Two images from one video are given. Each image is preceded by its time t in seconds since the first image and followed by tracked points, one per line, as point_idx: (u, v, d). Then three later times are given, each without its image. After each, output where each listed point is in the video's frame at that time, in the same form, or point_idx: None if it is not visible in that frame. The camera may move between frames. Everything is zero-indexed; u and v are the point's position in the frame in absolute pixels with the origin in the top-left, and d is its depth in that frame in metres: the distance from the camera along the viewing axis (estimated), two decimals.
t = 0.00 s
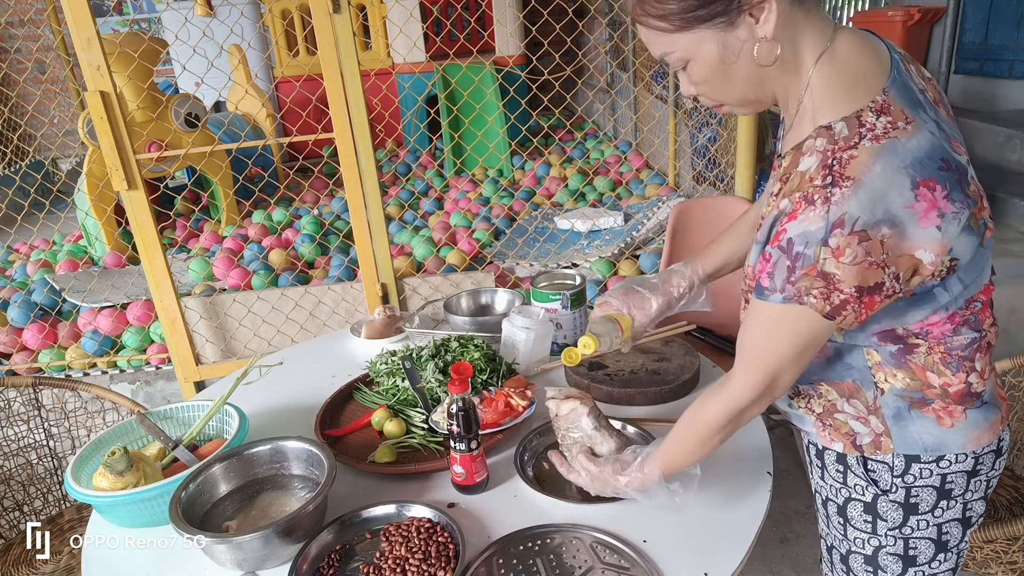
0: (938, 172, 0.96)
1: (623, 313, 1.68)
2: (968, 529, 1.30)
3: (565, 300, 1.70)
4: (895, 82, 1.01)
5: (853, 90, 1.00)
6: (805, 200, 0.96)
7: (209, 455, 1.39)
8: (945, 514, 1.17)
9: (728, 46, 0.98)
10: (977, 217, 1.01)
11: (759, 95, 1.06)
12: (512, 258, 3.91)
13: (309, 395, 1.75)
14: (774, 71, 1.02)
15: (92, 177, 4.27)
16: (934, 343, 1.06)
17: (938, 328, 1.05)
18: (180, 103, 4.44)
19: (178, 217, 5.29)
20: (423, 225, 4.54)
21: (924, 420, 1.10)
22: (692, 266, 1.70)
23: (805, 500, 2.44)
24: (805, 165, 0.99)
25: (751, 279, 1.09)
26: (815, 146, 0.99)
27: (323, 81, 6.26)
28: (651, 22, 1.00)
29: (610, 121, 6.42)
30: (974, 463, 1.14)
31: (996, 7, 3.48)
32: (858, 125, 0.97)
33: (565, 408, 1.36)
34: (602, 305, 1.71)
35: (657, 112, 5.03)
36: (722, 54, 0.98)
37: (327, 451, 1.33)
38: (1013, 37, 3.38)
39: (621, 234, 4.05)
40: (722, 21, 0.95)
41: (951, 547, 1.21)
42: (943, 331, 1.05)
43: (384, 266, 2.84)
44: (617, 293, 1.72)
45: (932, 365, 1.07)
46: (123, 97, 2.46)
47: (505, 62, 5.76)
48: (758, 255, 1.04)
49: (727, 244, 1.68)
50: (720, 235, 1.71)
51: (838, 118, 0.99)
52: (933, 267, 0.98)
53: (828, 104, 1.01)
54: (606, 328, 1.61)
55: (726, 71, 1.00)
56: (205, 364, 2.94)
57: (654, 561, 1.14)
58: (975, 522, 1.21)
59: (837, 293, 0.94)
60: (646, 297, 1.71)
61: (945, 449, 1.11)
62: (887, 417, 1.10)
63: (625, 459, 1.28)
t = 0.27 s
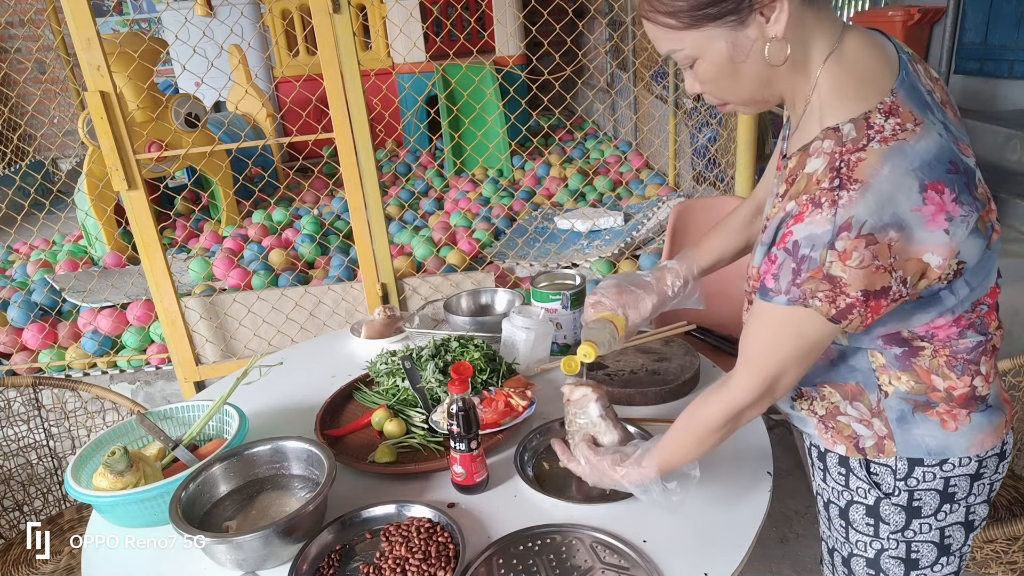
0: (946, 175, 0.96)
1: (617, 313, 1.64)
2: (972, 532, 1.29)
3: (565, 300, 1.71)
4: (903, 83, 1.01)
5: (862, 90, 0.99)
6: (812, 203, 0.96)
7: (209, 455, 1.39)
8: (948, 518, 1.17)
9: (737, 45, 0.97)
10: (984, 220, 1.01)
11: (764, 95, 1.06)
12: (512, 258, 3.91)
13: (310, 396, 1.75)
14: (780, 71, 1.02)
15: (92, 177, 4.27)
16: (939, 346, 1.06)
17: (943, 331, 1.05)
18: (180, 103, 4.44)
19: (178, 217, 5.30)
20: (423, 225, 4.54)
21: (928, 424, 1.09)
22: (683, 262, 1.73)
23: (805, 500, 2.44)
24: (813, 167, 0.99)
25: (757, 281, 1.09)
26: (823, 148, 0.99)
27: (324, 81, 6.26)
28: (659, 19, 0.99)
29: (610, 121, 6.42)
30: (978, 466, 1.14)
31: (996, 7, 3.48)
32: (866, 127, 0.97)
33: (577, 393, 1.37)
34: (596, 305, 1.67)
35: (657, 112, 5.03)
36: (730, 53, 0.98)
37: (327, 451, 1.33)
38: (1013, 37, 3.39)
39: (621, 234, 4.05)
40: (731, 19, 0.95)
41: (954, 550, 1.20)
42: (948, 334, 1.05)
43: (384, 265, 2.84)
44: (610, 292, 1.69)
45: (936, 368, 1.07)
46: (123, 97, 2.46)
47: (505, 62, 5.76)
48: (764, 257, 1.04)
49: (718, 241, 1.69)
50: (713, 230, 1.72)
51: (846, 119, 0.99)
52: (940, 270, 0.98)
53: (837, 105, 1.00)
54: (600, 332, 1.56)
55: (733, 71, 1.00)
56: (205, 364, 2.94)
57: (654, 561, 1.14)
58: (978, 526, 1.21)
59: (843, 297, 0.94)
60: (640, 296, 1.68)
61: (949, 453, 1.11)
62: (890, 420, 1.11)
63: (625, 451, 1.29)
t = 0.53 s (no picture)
0: (951, 177, 0.96)
1: (618, 311, 1.67)
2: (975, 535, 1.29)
3: (565, 300, 1.71)
4: (908, 84, 1.01)
5: (868, 91, 1.00)
6: (816, 205, 0.96)
7: (209, 456, 1.39)
8: (950, 521, 1.17)
9: (743, 45, 0.97)
10: (989, 223, 1.01)
11: (770, 95, 1.05)
12: (512, 258, 3.91)
13: (310, 395, 1.75)
14: (785, 71, 1.02)
15: (93, 177, 4.27)
16: (942, 348, 1.06)
17: (947, 333, 1.05)
18: (180, 103, 4.44)
19: (178, 217, 5.29)
20: (423, 225, 4.54)
21: (931, 426, 1.09)
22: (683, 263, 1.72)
23: (805, 500, 2.44)
24: (817, 169, 1.00)
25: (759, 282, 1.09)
26: (828, 150, 0.99)
27: (324, 81, 6.26)
28: (665, 19, 0.99)
29: (610, 121, 6.42)
30: (980, 469, 1.14)
31: (995, 7, 3.48)
32: (871, 128, 0.97)
33: (582, 390, 1.37)
34: (596, 302, 1.69)
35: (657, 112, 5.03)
36: (736, 53, 0.98)
37: (327, 451, 1.33)
38: (1013, 37, 3.39)
39: (621, 234, 4.05)
40: (738, 20, 0.95)
41: (957, 553, 1.20)
42: (952, 337, 1.05)
43: (384, 265, 2.84)
44: (611, 290, 1.70)
45: (940, 371, 1.07)
46: (123, 97, 2.46)
47: (505, 62, 5.77)
48: (767, 257, 1.04)
49: (719, 243, 1.69)
50: (714, 232, 1.71)
51: (852, 121, 0.99)
52: (945, 273, 0.98)
53: (842, 105, 1.01)
54: (599, 329, 1.61)
55: (739, 71, 1.00)
56: (205, 364, 2.94)
57: (653, 561, 1.14)
58: (981, 529, 1.21)
59: (846, 299, 0.94)
60: (640, 295, 1.69)
61: (951, 456, 1.10)
62: (892, 422, 1.10)
63: (625, 450, 1.29)
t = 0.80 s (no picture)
0: (953, 178, 0.96)
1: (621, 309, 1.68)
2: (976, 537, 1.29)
3: (565, 300, 1.72)
4: (911, 84, 1.01)
5: (870, 91, 0.99)
6: (817, 205, 0.96)
7: (209, 456, 1.39)
8: (951, 522, 1.17)
9: (745, 46, 0.97)
10: (991, 224, 1.01)
11: (772, 95, 1.06)
12: (512, 258, 3.91)
13: (309, 396, 1.75)
14: (787, 72, 1.02)
15: (92, 177, 4.27)
16: (943, 349, 1.06)
17: (947, 334, 1.05)
18: (180, 103, 4.44)
19: (178, 217, 5.29)
20: (423, 225, 4.54)
21: (931, 428, 1.09)
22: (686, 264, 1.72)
23: (805, 500, 2.44)
24: (818, 169, 1.00)
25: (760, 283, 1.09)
26: (829, 150, 0.99)
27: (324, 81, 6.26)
28: (667, 20, 0.99)
29: (610, 121, 6.42)
30: (981, 471, 1.14)
31: (995, 7, 3.48)
32: (872, 129, 0.97)
33: (583, 389, 1.37)
34: (600, 301, 1.71)
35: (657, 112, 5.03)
36: (738, 54, 0.98)
37: (327, 451, 1.33)
38: (1013, 37, 3.39)
39: (621, 234, 4.05)
40: (740, 20, 0.95)
41: (956, 555, 1.20)
42: (953, 338, 1.05)
43: (384, 265, 2.84)
44: (615, 289, 1.71)
45: (940, 372, 1.07)
46: (123, 97, 2.46)
47: (505, 62, 5.77)
48: (768, 257, 1.04)
49: (722, 243, 1.69)
50: (717, 232, 1.71)
51: (853, 121, 0.99)
52: (945, 274, 0.98)
53: (843, 106, 1.00)
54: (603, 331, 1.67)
55: (741, 71, 1.00)
56: (205, 364, 2.94)
57: (653, 561, 1.14)
58: (981, 531, 1.21)
59: (846, 300, 0.94)
60: (643, 294, 1.70)
61: (951, 457, 1.10)
62: (892, 423, 1.10)
63: (625, 449, 1.29)
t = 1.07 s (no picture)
0: (955, 179, 0.96)
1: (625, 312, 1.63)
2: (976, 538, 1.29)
3: (565, 300, 1.74)
4: (915, 84, 1.00)
5: (875, 91, 0.99)
6: (819, 205, 0.96)
7: (209, 455, 1.39)
8: (950, 522, 1.17)
9: (749, 45, 0.97)
10: (994, 225, 1.01)
11: (775, 94, 1.06)
12: (512, 258, 3.91)
13: (309, 396, 1.75)
14: (790, 71, 1.02)
15: (93, 177, 4.27)
16: (944, 349, 1.06)
17: (949, 335, 1.05)
18: (180, 103, 4.44)
19: (178, 217, 5.29)
20: (423, 225, 4.54)
21: (931, 428, 1.09)
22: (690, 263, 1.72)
23: (806, 500, 2.44)
24: (821, 168, 0.99)
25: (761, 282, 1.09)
26: (832, 150, 0.99)
27: (324, 81, 6.26)
28: (670, 18, 0.99)
29: (610, 120, 6.42)
30: (981, 471, 1.14)
31: (995, 7, 3.48)
32: (876, 128, 0.97)
33: (583, 388, 1.36)
34: (603, 304, 1.66)
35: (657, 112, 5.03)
36: (742, 53, 0.98)
37: (327, 451, 1.33)
38: (1013, 37, 3.39)
39: (621, 234, 4.05)
40: (744, 19, 0.95)
41: (956, 555, 1.20)
42: (954, 338, 1.05)
43: (384, 265, 2.84)
44: (619, 291, 1.67)
45: (941, 372, 1.07)
46: (123, 97, 2.46)
47: (505, 62, 5.77)
48: (770, 257, 1.04)
49: (726, 242, 1.69)
50: (720, 230, 1.71)
51: (856, 121, 0.99)
52: (948, 275, 0.98)
53: (847, 105, 1.00)
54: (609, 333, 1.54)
55: (745, 70, 1.00)
56: (205, 364, 2.94)
57: (653, 561, 1.14)
58: (981, 531, 1.21)
59: (848, 300, 0.94)
60: (648, 296, 1.68)
61: (951, 458, 1.10)
62: (893, 423, 1.10)
63: (625, 448, 1.29)
